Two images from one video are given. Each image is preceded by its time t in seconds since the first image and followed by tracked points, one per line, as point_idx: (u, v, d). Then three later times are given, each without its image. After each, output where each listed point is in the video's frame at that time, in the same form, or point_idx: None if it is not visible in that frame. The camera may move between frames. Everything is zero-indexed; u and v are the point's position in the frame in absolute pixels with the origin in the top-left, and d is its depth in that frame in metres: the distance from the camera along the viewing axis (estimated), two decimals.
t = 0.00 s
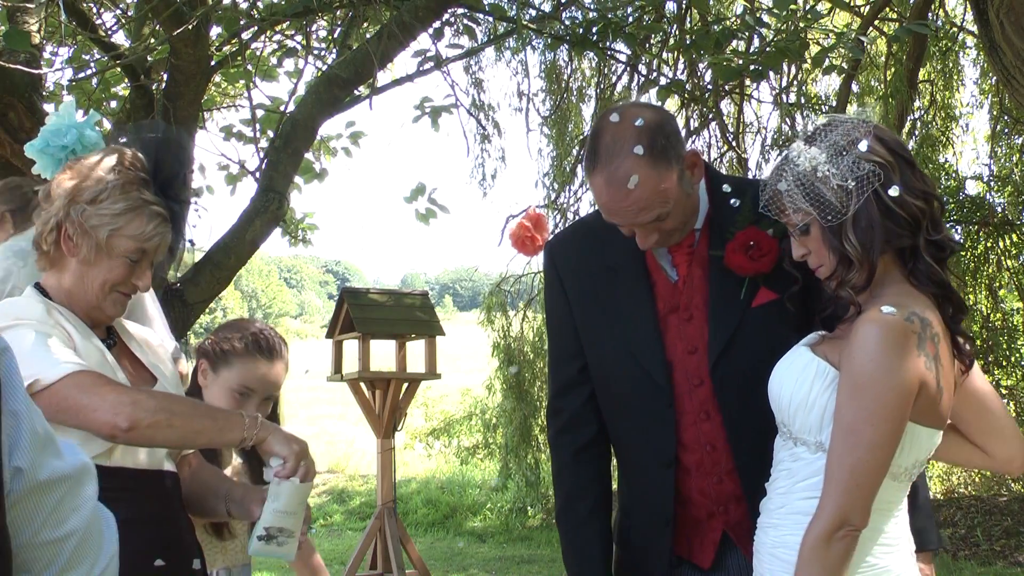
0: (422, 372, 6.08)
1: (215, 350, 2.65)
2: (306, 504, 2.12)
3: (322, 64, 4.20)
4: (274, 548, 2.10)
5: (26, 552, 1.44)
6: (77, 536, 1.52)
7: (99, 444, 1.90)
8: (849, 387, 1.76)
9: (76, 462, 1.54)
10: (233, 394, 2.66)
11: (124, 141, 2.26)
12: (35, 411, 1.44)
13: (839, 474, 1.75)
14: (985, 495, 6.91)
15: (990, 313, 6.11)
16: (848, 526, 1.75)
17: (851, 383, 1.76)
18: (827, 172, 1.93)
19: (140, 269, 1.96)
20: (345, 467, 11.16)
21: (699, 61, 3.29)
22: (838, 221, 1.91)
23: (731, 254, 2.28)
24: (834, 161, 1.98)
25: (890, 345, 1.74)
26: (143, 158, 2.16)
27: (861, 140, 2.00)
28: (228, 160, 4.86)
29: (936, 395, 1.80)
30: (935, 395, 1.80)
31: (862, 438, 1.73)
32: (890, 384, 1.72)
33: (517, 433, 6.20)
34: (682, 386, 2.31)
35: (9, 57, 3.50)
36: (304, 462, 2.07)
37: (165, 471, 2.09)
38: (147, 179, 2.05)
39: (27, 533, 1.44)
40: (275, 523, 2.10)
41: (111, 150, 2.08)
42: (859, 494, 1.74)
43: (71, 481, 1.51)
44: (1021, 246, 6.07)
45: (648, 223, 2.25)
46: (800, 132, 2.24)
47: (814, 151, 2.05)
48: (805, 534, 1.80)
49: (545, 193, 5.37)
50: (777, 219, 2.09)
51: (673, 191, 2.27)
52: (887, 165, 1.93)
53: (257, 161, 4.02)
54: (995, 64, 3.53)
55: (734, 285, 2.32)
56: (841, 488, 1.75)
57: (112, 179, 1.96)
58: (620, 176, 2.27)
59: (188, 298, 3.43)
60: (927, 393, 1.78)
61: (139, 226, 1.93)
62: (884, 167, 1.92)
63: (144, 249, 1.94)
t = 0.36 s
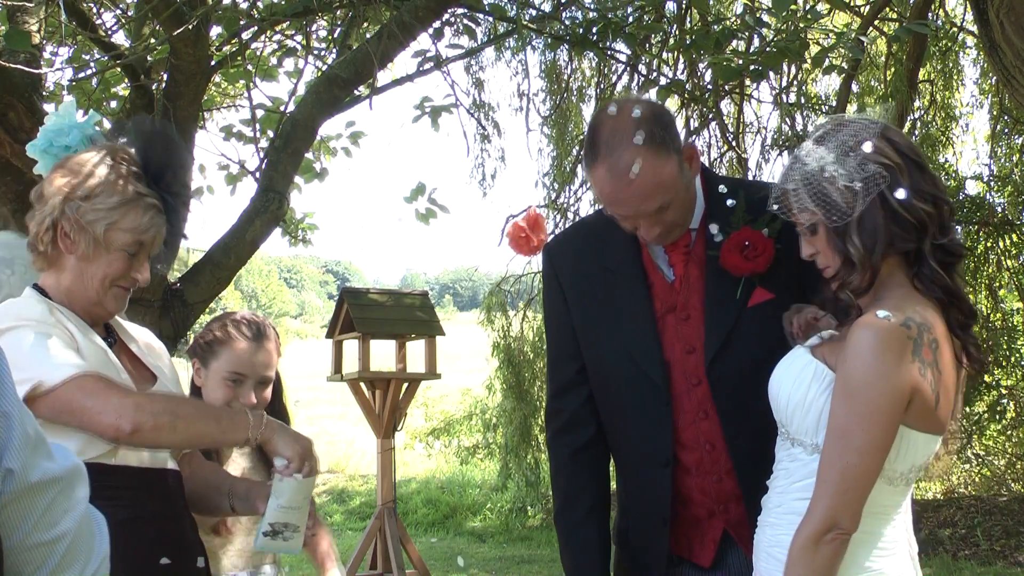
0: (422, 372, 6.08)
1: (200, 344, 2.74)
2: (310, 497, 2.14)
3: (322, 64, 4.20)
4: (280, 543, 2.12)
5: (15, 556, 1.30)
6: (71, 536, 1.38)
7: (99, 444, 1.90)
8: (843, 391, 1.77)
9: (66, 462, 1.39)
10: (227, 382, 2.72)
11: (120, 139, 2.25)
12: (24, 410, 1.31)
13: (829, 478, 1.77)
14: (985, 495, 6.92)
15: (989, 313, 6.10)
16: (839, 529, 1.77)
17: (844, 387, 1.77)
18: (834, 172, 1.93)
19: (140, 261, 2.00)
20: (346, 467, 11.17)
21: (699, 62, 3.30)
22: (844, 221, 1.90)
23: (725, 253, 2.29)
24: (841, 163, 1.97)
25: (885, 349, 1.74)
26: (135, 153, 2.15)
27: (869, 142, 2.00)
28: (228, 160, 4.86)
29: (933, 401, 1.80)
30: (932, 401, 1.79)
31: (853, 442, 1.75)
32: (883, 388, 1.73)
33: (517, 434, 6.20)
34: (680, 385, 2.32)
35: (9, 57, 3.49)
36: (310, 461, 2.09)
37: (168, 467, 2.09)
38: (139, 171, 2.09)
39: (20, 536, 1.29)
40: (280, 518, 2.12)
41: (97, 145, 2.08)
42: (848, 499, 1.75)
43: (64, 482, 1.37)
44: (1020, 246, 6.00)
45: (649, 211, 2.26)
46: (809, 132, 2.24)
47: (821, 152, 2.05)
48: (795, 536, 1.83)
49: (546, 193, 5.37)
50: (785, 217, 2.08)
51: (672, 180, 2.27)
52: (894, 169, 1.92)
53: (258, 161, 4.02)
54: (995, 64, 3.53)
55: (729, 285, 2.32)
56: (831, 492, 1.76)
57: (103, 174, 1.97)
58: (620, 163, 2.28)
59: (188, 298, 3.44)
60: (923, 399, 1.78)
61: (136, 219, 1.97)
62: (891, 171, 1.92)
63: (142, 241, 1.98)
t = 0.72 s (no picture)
0: (422, 372, 6.08)
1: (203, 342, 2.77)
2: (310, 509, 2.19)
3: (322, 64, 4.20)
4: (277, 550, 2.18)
5: (10, 556, 1.28)
6: (67, 536, 1.35)
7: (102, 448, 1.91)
8: (848, 395, 1.78)
9: (63, 462, 1.36)
10: (231, 378, 2.73)
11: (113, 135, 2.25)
12: (19, 410, 1.28)
13: (830, 481, 1.78)
14: (985, 495, 6.92)
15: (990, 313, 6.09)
16: (837, 532, 1.77)
17: (850, 392, 1.78)
18: (845, 175, 1.92)
19: (139, 246, 2.01)
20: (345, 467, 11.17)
21: (699, 61, 3.30)
22: (856, 223, 1.90)
23: (726, 247, 2.31)
24: (854, 165, 1.96)
25: (891, 355, 1.74)
26: (124, 149, 2.15)
27: (882, 143, 1.98)
28: (228, 160, 4.86)
29: (939, 409, 1.79)
30: (938, 409, 1.79)
31: (855, 447, 1.75)
32: (887, 394, 1.73)
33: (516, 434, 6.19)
34: (682, 380, 2.36)
35: (8, 57, 3.49)
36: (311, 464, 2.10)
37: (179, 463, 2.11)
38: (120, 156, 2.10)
39: (15, 537, 1.27)
40: (278, 527, 2.16)
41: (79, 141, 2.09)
42: (846, 504, 1.76)
43: (60, 483, 1.35)
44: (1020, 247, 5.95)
45: (678, 166, 2.32)
46: (827, 132, 2.22)
47: (834, 154, 2.04)
48: (793, 538, 1.84)
49: (546, 193, 5.36)
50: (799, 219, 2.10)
51: (699, 146, 2.35)
52: (909, 170, 1.91)
53: (257, 161, 4.02)
54: (995, 64, 3.53)
55: (730, 278, 2.36)
56: (831, 495, 1.77)
57: (91, 165, 1.98)
58: (655, 117, 2.37)
59: (188, 298, 3.44)
60: (928, 406, 1.77)
61: (127, 204, 1.97)
62: (905, 172, 1.90)
63: (137, 225, 1.99)
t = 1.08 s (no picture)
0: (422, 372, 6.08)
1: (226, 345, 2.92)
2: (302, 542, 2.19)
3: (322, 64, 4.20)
4: None
5: (8, 556, 1.28)
6: (65, 536, 1.35)
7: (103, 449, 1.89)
8: (856, 398, 1.78)
9: (61, 462, 1.36)
10: (251, 379, 2.89)
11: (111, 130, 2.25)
12: (15, 410, 1.27)
13: (836, 483, 1.77)
14: (985, 495, 6.90)
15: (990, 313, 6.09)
16: (841, 534, 1.77)
17: (858, 395, 1.77)
18: (858, 181, 1.92)
19: (147, 234, 2.02)
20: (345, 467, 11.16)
21: (699, 62, 3.30)
22: (870, 228, 1.90)
23: (730, 241, 2.33)
24: (866, 169, 1.96)
25: (901, 360, 1.74)
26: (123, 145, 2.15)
27: (895, 148, 1.97)
28: (228, 160, 4.86)
29: (946, 416, 1.79)
30: (945, 416, 1.79)
31: (861, 450, 1.75)
32: (896, 399, 1.73)
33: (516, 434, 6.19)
34: (687, 375, 2.38)
35: (8, 57, 3.49)
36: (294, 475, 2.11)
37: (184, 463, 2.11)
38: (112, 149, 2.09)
39: (12, 537, 1.27)
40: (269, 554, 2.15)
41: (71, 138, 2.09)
42: (851, 507, 1.76)
43: (58, 483, 1.34)
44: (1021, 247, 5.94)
45: (698, 146, 2.37)
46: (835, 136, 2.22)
47: (846, 160, 2.03)
48: (796, 539, 1.84)
49: (546, 192, 5.35)
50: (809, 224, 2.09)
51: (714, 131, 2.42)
52: (921, 175, 1.91)
53: (257, 161, 4.02)
54: (996, 64, 3.53)
55: (736, 276, 2.38)
56: (836, 497, 1.77)
57: (85, 161, 1.98)
58: (673, 102, 2.45)
59: (188, 298, 3.44)
60: (936, 412, 1.77)
61: (126, 193, 1.98)
62: (918, 178, 1.90)
63: (141, 213, 2.00)
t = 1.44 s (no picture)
0: (422, 372, 6.08)
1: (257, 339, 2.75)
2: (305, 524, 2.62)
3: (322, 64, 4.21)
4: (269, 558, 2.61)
5: (6, 553, 1.28)
6: (65, 533, 1.36)
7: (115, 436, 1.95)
8: (862, 400, 1.78)
9: (60, 459, 1.36)
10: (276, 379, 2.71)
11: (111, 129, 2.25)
12: (13, 406, 1.27)
13: (837, 484, 1.78)
14: (985, 495, 6.90)
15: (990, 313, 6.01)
16: (842, 535, 1.77)
17: (864, 397, 1.77)
18: (873, 183, 1.92)
19: (150, 229, 2.03)
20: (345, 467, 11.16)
21: (699, 61, 3.30)
22: (883, 231, 1.89)
23: (733, 240, 2.32)
24: (880, 173, 1.97)
25: (907, 364, 1.75)
26: (123, 143, 2.15)
27: (911, 154, 1.98)
28: (227, 160, 4.86)
29: (950, 419, 1.79)
30: (949, 419, 1.79)
31: (865, 452, 1.75)
32: (901, 403, 1.73)
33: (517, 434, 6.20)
34: (683, 369, 2.40)
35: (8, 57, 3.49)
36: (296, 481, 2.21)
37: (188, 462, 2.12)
38: (107, 147, 2.09)
39: (12, 533, 1.27)
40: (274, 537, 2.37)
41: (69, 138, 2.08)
42: (854, 507, 1.76)
43: (57, 480, 1.35)
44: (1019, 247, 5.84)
45: (707, 139, 2.34)
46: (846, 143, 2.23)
47: (861, 164, 2.03)
48: (798, 538, 1.84)
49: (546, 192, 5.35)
50: (819, 224, 2.08)
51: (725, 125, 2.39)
52: (937, 181, 1.92)
53: (257, 161, 4.03)
54: (996, 64, 3.53)
55: (737, 274, 2.38)
56: (838, 498, 1.77)
57: (82, 160, 1.98)
58: (685, 93, 2.42)
59: (188, 298, 3.44)
60: (940, 415, 1.77)
61: (127, 189, 1.98)
62: (933, 183, 1.91)
63: (143, 208, 2.01)
